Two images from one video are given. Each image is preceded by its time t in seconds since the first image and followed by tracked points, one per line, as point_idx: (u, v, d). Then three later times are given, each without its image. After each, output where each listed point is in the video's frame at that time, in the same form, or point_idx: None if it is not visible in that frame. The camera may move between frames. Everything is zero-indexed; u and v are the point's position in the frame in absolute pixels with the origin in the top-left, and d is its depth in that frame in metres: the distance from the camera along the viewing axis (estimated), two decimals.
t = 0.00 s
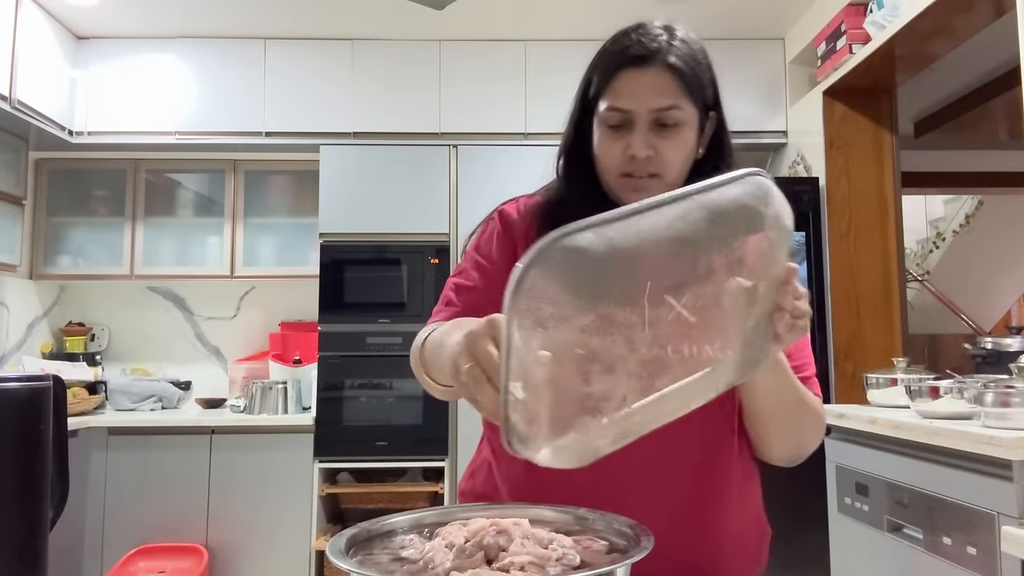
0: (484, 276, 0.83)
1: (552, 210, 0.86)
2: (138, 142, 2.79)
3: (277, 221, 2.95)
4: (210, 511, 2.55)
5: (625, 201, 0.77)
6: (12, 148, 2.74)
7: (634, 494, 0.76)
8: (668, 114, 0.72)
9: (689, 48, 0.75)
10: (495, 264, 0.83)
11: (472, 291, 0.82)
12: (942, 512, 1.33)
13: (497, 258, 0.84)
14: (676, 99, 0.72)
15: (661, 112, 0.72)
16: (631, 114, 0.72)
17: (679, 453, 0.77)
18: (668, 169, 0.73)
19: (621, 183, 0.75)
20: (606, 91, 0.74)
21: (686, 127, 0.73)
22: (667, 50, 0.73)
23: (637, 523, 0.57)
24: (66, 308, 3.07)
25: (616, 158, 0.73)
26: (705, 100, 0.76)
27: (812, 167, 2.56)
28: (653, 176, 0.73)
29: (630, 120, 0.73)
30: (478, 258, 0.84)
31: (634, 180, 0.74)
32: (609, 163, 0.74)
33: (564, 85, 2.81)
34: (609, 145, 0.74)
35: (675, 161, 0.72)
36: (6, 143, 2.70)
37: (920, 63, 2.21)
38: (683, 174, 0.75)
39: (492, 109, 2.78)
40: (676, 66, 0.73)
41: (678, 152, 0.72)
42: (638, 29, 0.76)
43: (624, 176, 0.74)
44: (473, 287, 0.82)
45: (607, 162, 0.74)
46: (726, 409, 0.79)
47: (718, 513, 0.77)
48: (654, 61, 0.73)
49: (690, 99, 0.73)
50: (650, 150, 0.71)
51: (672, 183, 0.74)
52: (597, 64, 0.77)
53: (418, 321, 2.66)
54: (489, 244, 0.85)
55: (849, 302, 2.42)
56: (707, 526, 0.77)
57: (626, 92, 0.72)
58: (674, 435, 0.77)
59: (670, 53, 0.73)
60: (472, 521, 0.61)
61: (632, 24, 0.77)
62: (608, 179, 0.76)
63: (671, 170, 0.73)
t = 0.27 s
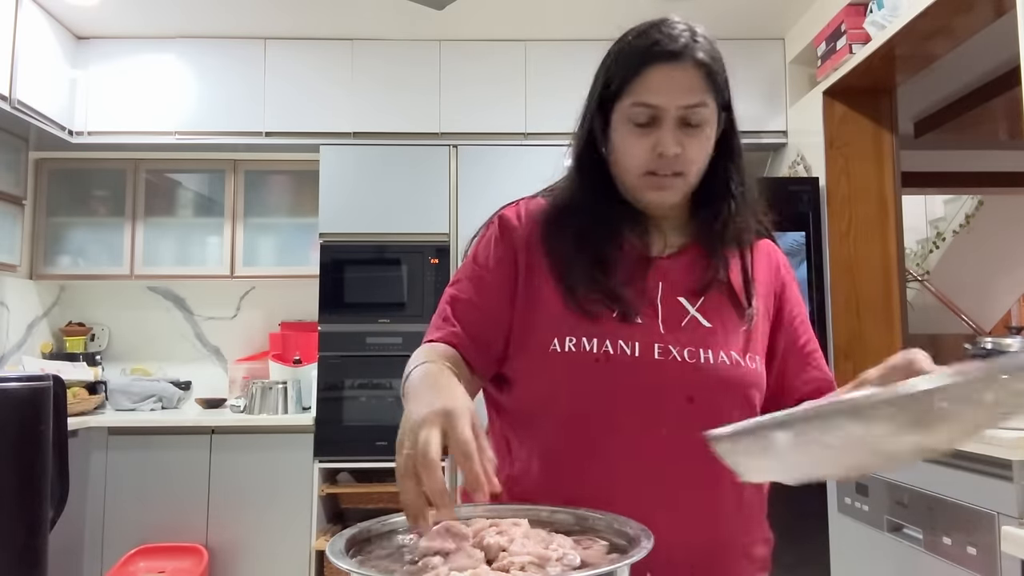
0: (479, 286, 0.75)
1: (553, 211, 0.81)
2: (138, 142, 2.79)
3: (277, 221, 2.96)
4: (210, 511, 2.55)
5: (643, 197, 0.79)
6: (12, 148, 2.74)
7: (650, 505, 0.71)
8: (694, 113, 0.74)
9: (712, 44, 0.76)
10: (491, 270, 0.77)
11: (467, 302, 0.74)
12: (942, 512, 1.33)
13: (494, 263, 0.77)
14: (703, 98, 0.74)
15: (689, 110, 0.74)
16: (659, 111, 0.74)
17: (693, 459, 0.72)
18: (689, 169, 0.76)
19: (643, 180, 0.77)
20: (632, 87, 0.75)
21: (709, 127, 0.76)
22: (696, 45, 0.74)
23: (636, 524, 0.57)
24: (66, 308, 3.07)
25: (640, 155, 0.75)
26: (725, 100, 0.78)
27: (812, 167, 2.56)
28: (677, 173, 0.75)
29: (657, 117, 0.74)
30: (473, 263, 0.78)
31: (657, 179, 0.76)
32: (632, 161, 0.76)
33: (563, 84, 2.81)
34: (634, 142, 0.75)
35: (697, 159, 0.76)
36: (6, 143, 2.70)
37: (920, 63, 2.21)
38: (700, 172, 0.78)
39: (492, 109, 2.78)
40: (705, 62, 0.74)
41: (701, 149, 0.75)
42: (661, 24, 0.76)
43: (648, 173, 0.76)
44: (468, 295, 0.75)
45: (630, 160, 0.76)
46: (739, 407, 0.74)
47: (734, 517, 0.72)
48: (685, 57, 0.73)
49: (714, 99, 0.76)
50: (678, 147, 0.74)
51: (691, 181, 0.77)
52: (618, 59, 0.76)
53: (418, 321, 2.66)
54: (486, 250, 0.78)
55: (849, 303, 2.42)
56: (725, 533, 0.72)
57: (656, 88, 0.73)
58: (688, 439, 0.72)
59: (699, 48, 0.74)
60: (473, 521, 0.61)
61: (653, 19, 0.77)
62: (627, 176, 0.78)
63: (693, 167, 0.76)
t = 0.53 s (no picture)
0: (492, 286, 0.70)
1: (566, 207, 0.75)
2: (138, 142, 2.79)
3: (277, 221, 2.95)
4: (210, 511, 2.55)
5: (676, 197, 0.75)
6: (12, 148, 2.74)
7: (661, 509, 0.70)
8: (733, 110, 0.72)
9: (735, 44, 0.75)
10: (504, 270, 0.72)
11: (479, 303, 0.70)
12: (942, 512, 1.33)
13: (506, 261, 0.72)
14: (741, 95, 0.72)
15: (732, 107, 0.71)
16: (703, 107, 0.70)
17: (706, 462, 0.71)
18: (727, 167, 0.72)
19: (682, 180, 0.72)
20: (671, 82, 0.71)
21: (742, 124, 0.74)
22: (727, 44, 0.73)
23: (638, 524, 0.57)
24: (66, 308, 3.07)
25: (681, 153, 0.71)
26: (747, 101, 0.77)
27: (812, 167, 2.56)
28: (718, 172, 0.72)
29: (699, 113, 0.71)
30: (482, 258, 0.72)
31: (698, 177, 0.72)
32: (671, 160, 0.71)
33: (563, 84, 2.81)
34: (673, 140, 0.71)
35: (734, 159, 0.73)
36: (6, 143, 2.70)
37: (921, 63, 2.21)
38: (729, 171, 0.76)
39: (492, 109, 2.78)
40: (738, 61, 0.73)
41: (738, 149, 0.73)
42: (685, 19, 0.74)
43: (689, 172, 0.71)
44: (480, 295, 0.70)
45: (670, 158, 0.71)
46: (752, 410, 0.73)
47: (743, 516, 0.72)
48: (723, 54, 0.71)
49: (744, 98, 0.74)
50: (725, 145, 0.70)
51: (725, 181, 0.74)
52: (649, 52, 0.72)
53: (418, 321, 2.66)
54: (496, 246, 0.73)
55: (849, 303, 2.42)
56: (735, 533, 0.72)
57: (701, 85, 0.70)
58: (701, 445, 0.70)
59: (732, 46, 0.73)
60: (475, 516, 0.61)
61: (670, 14, 0.75)
62: (664, 175, 0.73)
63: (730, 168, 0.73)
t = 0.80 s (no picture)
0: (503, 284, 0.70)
1: (583, 207, 0.75)
2: (138, 142, 2.79)
3: (277, 221, 2.95)
4: (210, 511, 2.55)
5: (661, 198, 0.73)
6: (12, 148, 2.74)
7: (663, 513, 0.70)
8: (711, 108, 0.69)
9: (736, 41, 0.71)
10: (517, 268, 0.71)
11: (489, 300, 0.69)
12: (942, 512, 1.33)
13: (520, 259, 0.72)
14: (721, 93, 0.69)
15: (706, 105, 0.68)
16: (675, 106, 0.69)
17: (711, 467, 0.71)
18: (706, 167, 0.70)
19: (659, 179, 0.71)
20: (646, 81, 0.70)
21: (730, 122, 0.70)
22: (711, 39, 0.69)
23: (638, 526, 0.57)
24: (66, 308, 3.06)
25: (656, 153, 0.70)
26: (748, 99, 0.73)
27: (812, 167, 2.56)
28: (695, 172, 0.70)
29: (672, 112, 0.69)
30: (496, 254, 0.72)
31: (675, 177, 0.70)
32: (647, 159, 0.71)
33: (563, 84, 2.81)
34: (650, 138, 0.70)
35: (717, 159, 0.70)
36: (6, 143, 2.70)
37: (920, 63, 2.21)
38: (723, 172, 0.72)
39: (492, 109, 2.78)
40: (721, 56, 0.69)
41: (721, 149, 0.70)
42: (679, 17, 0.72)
43: (664, 171, 0.70)
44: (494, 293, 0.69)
45: (645, 156, 0.71)
46: (762, 420, 0.72)
47: (745, 523, 0.72)
48: (701, 51, 0.68)
49: (735, 95, 0.70)
50: (693, 144, 0.68)
51: (712, 181, 0.71)
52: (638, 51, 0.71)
53: (418, 321, 2.66)
54: (512, 243, 0.72)
55: (849, 303, 2.42)
56: (735, 539, 0.72)
57: (671, 83, 0.68)
58: (709, 452, 0.70)
59: (715, 41, 0.69)
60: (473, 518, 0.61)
61: (671, 14, 0.73)
62: (644, 173, 0.72)
63: (713, 167, 0.70)
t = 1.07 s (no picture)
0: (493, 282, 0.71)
1: (579, 206, 0.76)
2: (138, 142, 2.79)
3: (277, 221, 2.95)
4: (210, 511, 2.55)
5: (650, 194, 0.73)
6: (12, 148, 2.74)
7: (654, 516, 0.70)
8: (699, 103, 0.69)
9: (728, 35, 0.71)
10: (510, 267, 0.73)
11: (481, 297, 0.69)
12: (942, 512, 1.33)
13: (511, 258, 0.73)
14: (709, 89, 0.69)
15: (694, 100, 0.68)
16: (662, 101, 0.69)
17: (703, 473, 0.69)
18: (695, 163, 0.69)
19: (647, 175, 0.71)
20: (636, 77, 0.70)
21: (720, 118, 0.70)
22: (702, 33, 0.69)
23: (637, 525, 0.57)
24: (66, 308, 3.06)
25: (643, 149, 0.70)
26: (742, 95, 0.72)
27: (812, 167, 2.56)
28: (682, 169, 0.69)
29: (660, 107, 0.69)
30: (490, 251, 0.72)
31: (662, 173, 0.70)
32: (635, 155, 0.71)
33: (563, 84, 2.81)
34: (637, 134, 0.70)
35: (704, 155, 0.69)
36: (6, 143, 2.70)
37: (921, 62, 2.21)
38: (713, 169, 0.72)
39: (492, 109, 2.78)
40: (710, 52, 0.69)
41: (708, 144, 0.69)
42: (671, 13, 0.72)
43: (651, 168, 0.70)
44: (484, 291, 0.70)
45: (633, 153, 0.71)
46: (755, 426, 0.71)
47: (737, 530, 0.71)
48: (689, 46, 0.68)
49: (725, 91, 0.70)
50: (678, 140, 0.68)
51: (701, 177, 0.71)
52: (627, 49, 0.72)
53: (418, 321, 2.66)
54: (504, 243, 0.73)
55: (849, 303, 2.42)
56: (728, 545, 0.71)
57: (658, 78, 0.69)
58: (698, 459, 0.69)
59: (705, 37, 0.69)
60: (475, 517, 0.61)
61: (665, 10, 0.72)
62: (633, 169, 0.72)
63: (701, 164, 0.70)
